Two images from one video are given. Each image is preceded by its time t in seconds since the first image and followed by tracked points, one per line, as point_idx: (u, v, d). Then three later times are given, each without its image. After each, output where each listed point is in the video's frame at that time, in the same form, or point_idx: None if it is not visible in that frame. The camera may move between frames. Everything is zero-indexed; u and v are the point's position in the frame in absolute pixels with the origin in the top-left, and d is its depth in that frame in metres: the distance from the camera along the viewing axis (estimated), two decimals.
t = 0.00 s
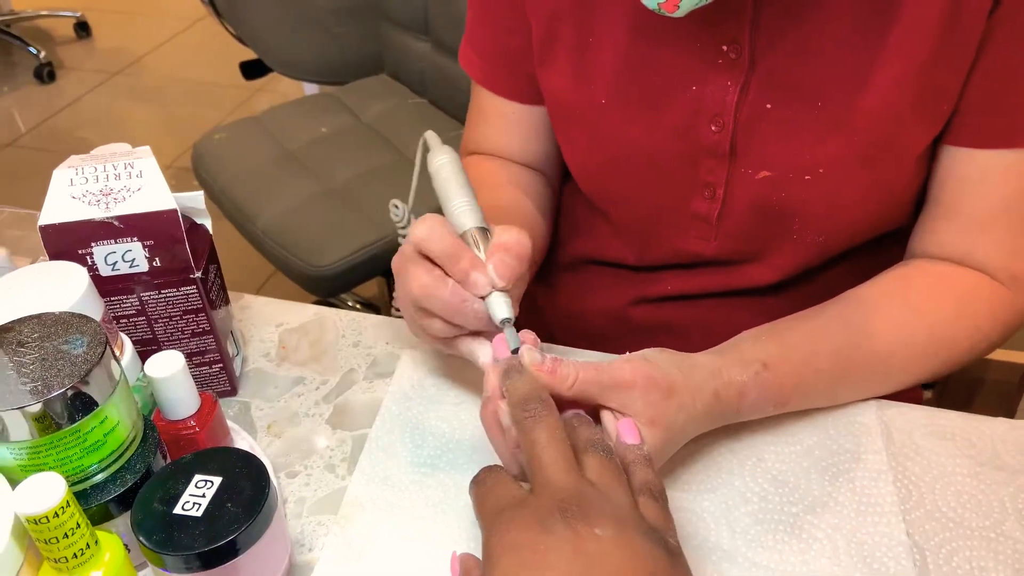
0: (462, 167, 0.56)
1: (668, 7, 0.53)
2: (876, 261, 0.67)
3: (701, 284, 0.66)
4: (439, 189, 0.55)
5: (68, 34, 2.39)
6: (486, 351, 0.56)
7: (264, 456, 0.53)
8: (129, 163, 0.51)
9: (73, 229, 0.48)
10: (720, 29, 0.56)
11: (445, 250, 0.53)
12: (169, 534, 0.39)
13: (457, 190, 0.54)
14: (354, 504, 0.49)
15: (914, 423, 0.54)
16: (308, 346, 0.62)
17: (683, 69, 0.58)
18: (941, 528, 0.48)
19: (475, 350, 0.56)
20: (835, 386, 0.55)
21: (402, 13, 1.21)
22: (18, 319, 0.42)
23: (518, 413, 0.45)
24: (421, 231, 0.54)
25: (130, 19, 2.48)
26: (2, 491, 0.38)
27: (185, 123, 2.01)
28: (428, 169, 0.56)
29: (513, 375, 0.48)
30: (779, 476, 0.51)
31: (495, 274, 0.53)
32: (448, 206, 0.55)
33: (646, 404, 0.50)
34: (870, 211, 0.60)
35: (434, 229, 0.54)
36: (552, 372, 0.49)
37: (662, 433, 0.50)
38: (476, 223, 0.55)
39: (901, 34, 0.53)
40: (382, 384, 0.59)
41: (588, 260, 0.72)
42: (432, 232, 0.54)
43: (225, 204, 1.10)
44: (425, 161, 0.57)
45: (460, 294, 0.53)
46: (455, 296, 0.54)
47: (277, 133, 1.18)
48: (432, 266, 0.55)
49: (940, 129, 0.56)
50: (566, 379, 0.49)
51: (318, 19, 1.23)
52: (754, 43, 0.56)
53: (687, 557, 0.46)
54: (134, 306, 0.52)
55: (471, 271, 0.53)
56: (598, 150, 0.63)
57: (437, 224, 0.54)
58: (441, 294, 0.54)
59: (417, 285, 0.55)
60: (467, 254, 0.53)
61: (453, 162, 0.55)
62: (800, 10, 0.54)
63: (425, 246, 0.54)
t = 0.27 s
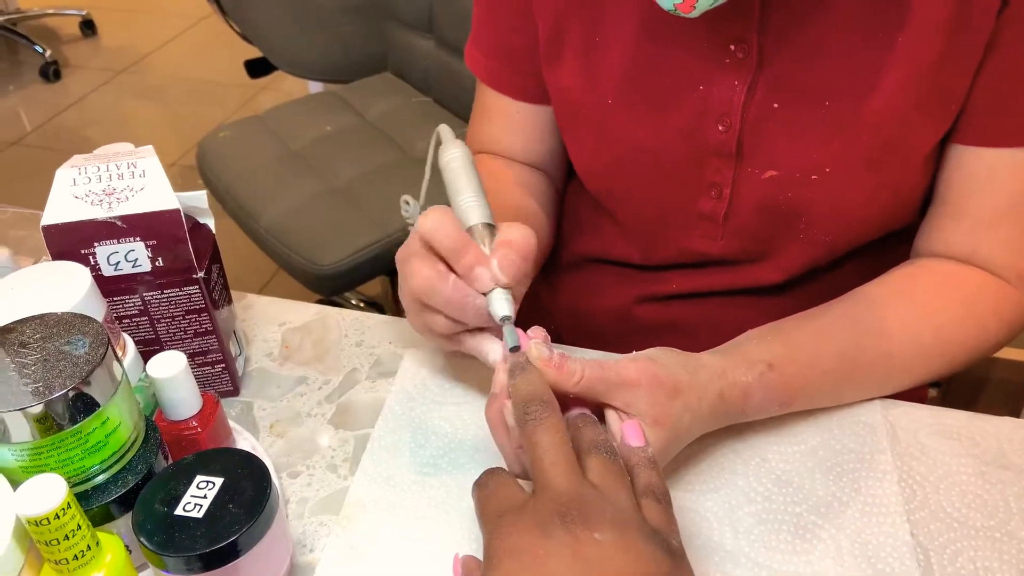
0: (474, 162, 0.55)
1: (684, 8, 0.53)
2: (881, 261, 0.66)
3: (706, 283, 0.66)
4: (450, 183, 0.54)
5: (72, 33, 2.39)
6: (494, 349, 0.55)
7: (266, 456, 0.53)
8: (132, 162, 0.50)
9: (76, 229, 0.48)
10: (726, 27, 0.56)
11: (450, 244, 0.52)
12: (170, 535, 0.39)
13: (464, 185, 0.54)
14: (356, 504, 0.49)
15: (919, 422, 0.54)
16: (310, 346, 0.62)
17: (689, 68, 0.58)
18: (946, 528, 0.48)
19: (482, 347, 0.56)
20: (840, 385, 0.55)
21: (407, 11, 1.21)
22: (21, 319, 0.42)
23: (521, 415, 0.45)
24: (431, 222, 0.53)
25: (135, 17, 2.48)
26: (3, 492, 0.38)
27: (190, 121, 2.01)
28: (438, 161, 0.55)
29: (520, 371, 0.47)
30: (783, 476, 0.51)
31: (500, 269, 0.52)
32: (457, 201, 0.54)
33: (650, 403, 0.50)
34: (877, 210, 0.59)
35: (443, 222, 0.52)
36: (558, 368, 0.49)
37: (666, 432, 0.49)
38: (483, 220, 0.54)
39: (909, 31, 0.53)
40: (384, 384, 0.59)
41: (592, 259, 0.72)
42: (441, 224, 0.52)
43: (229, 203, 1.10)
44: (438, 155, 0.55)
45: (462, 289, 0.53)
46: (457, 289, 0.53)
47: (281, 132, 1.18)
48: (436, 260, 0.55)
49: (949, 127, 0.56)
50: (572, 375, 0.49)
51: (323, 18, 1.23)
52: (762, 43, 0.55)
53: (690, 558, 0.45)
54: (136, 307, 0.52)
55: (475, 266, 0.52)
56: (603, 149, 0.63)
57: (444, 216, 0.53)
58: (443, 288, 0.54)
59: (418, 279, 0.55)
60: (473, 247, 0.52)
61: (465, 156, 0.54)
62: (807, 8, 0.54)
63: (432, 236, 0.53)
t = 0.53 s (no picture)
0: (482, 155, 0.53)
1: (690, 2, 0.52)
2: (878, 255, 0.66)
3: (702, 279, 0.66)
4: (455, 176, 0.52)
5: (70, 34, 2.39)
6: (484, 341, 0.55)
7: (261, 455, 0.53)
8: (124, 162, 0.50)
9: (68, 229, 0.48)
10: (722, 21, 0.56)
11: (455, 236, 0.53)
12: (162, 535, 0.39)
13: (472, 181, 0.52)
14: (350, 503, 0.49)
15: (916, 416, 0.54)
16: (305, 345, 0.62)
17: (684, 62, 0.58)
18: (942, 522, 0.48)
19: (473, 339, 0.56)
20: (837, 379, 0.55)
21: (404, 10, 1.21)
22: (12, 320, 0.42)
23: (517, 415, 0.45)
24: (435, 213, 0.53)
25: (133, 18, 2.48)
26: None
27: (188, 122, 2.01)
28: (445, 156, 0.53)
29: (512, 374, 0.47)
30: (779, 471, 0.51)
31: (502, 262, 0.52)
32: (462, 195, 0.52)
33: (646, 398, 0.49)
34: (874, 203, 0.59)
35: (446, 214, 0.53)
36: (552, 367, 0.49)
37: (661, 426, 0.49)
38: (489, 212, 0.52)
39: (905, 24, 0.53)
40: (379, 382, 0.59)
41: (588, 255, 0.71)
42: (447, 214, 0.53)
43: (226, 203, 1.10)
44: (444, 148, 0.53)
45: (463, 279, 0.53)
46: (458, 280, 0.54)
47: (278, 131, 1.17)
48: (439, 251, 0.56)
49: (943, 123, 0.56)
50: (565, 374, 0.49)
51: (319, 17, 1.23)
52: (759, 38, 0.55)
53: (686, 554, 0.45)
54: (130, 306, 0.52)
55: (477, 259, 0.52)
56: (599, 144, 0.62)
57: (450, 207, 0.54)
58: (447, 278, 0.54)
59: (419, 268, 0.56)
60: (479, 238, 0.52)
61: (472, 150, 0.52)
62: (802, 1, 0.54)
63: (438, 229, 0.53)
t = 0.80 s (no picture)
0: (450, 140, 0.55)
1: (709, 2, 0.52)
2: (879, 251, 0.66)
3: (703, 276, 0.66)
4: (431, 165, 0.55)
5: (71, 38, 2.39)
6: (505, 337, 0.55)
7: (264, 455, 0.53)
8: (125, 162, 0.50)
9: (70, 229, 0.48)
10: (720, 18, 0.56)
11: (469, 233, 0.51)
12: (166, 534, 0.39)
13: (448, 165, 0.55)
14: (354, 501, 0.49)
15: (917, 413, 0.54)
16: (307, 345, 0.62)
17: (683, 59, 0.58)
18: (945, 519, 0.48)
19: (493, 335, 0.56)
20: (839, 375, 0.55)
21: (403, 10, 1.21)
22: (16, 320, 0.42)
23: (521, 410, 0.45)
24: (444, 213, 0.52)
25: (134, 22, 2.48)
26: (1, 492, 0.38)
27: (189, 125, 2.01)
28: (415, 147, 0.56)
29: (525, 364, 0.48)
30: (781, 468, 0.51)
31: (519, 252, 0.53)
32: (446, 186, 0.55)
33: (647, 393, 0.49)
34: (873, 198, 0.59)
35: (456, 211, 0.51)
36: (568, 356, 0.48)
37: (665, 422, 0.49)
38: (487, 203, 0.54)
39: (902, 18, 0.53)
40: (382, 381, 0.59)
41: (590, 253, 0.72)
42: (458, 213, 0.51)
43: (228, 204, 1.10)
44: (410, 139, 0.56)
45: (485, 276, 0.53)
46: (479, 278, 0.53)
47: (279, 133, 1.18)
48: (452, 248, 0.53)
49: (942, 116, 0.56)
50: (580, 363, 0.48)
51: (319, 18, 1.23)
52: (757, 34, 0.55)
53: (689, 551, 0.45)
54: (132, 307, 0.52)
55: (495, 254, 0.52)
56: (598, 141, 0.63)
57: (459, 204, 0.52)
58: (467, 277, 0.53)
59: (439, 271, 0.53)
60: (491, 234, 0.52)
61: (438, 136, 0.55)
62: None
63: (448, 227, 0.52)
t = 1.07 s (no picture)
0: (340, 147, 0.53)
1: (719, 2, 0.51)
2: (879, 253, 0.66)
3: (703, 279, 0.66)
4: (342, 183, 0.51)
5: (71, 40, 2.40)
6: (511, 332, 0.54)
7: (263, 457, 0.53)
8: (125, 165, 0.50)
9: (69, 232, 0.48)
10: (719, 19, 0.56)
11: (435, 248, 0.49)
12: (165, 538, 0.39)
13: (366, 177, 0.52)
14: (353, 505, 0.49)
15: (918, 416, 0.54)
16: (307, 347, 0.62)
17: (682, 60, 0.58)
18: (945, 522, 0.48)
19: (497, 333, 0.54)
20: (839, 376, 0.54)
21: (403, 12, 1.21)
22: (14, 322, 0.42)
23: (536, 411, 0.45)
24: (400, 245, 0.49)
25: (134, 24, 2.48)
26: None
27: (189, 127, 2.01)
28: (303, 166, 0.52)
29: (533, 364, 0.47)
30: (781, 471, 0.51)
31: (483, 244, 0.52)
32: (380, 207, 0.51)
33: (647, 395, 0.49)
34: (872, 199, 0.59)
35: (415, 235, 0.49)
36: (580, 358, 0.48)
37: (664, 422, 0.49)
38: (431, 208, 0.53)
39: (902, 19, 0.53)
40: (381, 384, 0.59)
41: (590, 255, 0.71)
42: (415, 238, 0.49)
43: (227, 206, 1.10)
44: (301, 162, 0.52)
45: (467, 281, 0.51)
46: (465, 287, 0.51)
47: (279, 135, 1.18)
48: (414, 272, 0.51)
49: (938, 118, 0.56)
50: (592, 366, 0.48)
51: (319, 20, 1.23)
52: (754, 31, 0.55)
53: (689, 554, 0.45)
54: (132, 309, 0.52)
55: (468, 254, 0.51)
56: (597, 141, 0.62)
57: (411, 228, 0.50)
58: (452, 292, 0.50)
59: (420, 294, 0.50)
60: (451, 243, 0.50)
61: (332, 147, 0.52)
62: None
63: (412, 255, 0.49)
